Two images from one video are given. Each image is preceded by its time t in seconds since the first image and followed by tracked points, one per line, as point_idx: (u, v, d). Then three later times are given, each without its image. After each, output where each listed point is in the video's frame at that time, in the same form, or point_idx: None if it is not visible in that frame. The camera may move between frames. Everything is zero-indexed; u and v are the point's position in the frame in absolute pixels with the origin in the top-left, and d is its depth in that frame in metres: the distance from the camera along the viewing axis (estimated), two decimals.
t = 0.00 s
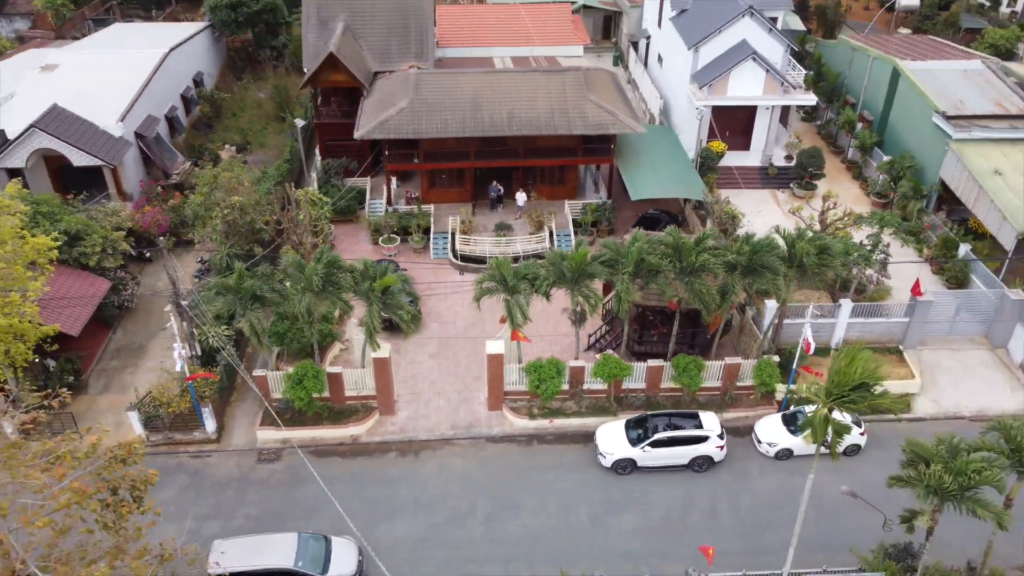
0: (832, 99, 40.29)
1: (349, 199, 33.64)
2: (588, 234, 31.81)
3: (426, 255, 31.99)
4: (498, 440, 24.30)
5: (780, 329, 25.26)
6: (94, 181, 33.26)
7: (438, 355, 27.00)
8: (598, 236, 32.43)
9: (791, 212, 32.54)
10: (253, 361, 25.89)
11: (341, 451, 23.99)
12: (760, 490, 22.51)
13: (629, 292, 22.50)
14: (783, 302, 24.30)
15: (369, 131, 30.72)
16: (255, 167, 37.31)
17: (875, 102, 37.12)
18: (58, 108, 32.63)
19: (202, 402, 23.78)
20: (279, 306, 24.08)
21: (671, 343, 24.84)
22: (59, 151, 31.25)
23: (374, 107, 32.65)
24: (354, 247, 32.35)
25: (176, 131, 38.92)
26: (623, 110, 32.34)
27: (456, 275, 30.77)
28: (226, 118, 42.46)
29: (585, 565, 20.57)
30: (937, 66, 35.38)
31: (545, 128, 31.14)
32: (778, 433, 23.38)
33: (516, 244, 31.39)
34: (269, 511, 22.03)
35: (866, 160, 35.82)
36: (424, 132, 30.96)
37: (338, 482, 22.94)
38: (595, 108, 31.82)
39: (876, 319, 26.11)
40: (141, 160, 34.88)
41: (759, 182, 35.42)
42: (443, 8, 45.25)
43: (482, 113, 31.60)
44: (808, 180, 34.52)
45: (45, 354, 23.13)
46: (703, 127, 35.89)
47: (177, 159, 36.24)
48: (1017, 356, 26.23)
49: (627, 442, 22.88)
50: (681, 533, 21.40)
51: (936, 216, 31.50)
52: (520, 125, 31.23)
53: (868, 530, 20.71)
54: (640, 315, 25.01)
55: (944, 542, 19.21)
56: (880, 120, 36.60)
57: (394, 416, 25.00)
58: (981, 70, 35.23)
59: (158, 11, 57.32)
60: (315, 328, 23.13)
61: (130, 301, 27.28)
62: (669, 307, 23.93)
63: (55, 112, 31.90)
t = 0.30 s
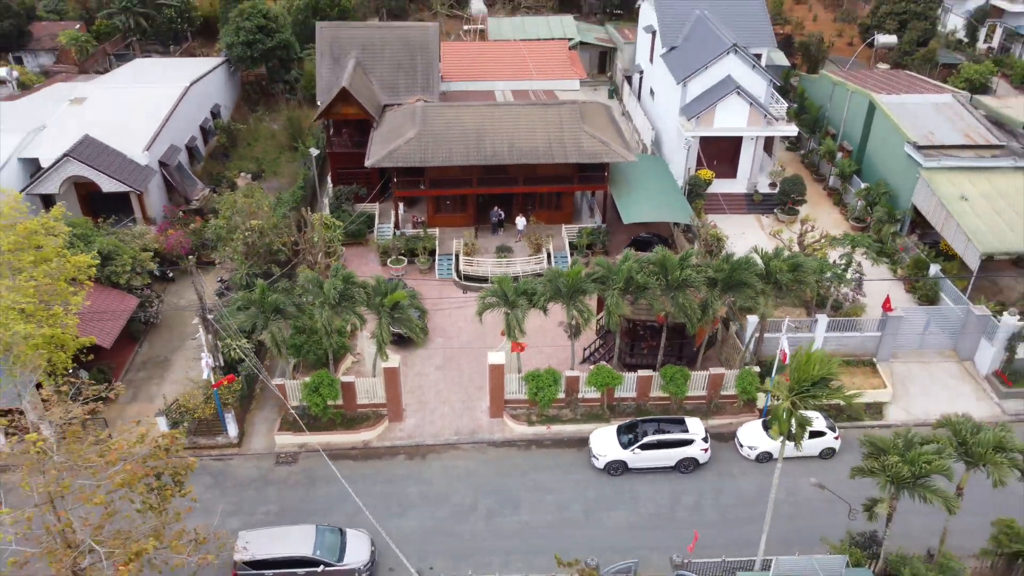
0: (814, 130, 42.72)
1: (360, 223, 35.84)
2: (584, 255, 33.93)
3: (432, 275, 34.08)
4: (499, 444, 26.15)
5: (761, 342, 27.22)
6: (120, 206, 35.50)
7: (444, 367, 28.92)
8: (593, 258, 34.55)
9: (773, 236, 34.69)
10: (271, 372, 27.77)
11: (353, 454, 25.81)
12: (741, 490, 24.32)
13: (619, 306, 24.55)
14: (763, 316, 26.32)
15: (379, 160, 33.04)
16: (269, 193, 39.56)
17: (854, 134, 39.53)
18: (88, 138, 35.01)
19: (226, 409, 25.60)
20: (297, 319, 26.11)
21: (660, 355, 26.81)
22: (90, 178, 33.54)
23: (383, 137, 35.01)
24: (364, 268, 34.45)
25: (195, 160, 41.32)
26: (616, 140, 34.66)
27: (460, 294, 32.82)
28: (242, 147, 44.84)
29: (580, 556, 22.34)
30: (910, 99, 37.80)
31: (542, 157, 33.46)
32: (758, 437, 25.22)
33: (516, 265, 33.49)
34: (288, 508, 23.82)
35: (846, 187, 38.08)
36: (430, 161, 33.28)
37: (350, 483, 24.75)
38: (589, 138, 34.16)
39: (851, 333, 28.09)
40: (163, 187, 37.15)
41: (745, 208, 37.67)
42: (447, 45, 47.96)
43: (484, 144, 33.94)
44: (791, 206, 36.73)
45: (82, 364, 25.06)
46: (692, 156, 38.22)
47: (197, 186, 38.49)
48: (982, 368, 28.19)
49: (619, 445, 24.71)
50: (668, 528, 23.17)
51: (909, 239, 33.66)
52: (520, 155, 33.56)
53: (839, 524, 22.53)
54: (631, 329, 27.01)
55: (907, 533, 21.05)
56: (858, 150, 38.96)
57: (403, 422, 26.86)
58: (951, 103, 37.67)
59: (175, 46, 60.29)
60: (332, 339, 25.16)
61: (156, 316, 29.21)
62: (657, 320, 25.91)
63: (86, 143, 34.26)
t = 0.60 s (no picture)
0: (798, 159, 45.12)
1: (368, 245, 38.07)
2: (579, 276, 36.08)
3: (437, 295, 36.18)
4: (500, 450, 28.04)
5: (744, 355, 29.20)
6: (143, 229, 37.72)
7: (448, 379, 30.87)
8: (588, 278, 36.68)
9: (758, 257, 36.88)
10: (287, 384, 29.68)
11: (364, 459, 27.68)
12: (725, 491, 26.17)
13: (610, 321, 26.63)
14: (745, 331, 28.39)
15: (387, 186, 35.39)
16: (283, 218, 41.85)
17: (834, 162, 41.90)
18: (114, 166, 37.36)
19: (245, 416, 27.45)
20: (313, 333, 28.16)
21: (649, 367, 28.83)
22: (117, 203, 35.82)
23: (391, 165, 37.39)
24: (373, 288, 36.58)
25: (212, 186, 43.66)
26: (609, 168, 36.96)
27: (463, 312, 34.91)
28: (255, 175, 47.18)
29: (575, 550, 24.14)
30: (886, 129, 40.19)
31: (541, 184, 35.78)
32: (741, 443, 27.08)
33: (516, 285, 35.59)
34: (304, 508, 25.64)
35: (828, 212, 40.35)
36: (436, 187, 35.61)
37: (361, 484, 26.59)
38: (585, 166, 36.47)
39: (828, 347, 30.09)
40: (183, 212, 39.47)
41: (733, 233, 39.96)
42: (450, 78, 50.55)
43: (486, 171, 36.28)
44: (775, 231, 38.98)
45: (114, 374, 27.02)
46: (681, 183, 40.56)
47: (214, 212, 40.74)
48: (951, 379, 30.12)
49: (611, 450, 26.57)
50: (657, 525, 25.00)
51: (886, 260, 35.82)
52: (519, 181, 35.90)
53: (815, 521, 24.30)
54: (623, 344, 29.00)
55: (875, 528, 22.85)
56: (839, 177, 41.26)
57: (410, 430, 28.74)
58: (925, 133, 40.06)
59: (190, 79, 63.04)
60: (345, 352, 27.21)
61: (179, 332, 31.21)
62: (646, 334, 27.97)
63: (114, 171, 36.62)
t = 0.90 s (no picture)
0: (784, 188, 47.51)
1: (375, 269, 40.26)
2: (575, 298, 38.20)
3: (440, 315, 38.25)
4: (500, 459, 29.91)
5: (728, 371, 31.21)
6: (164, 254, 39.95)
7: (451, 394, 32.82)
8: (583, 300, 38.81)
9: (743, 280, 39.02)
10: (300, 398, 31.61)
11: (373, 467, 29.53)
12: (710, 496, 27.98)
13: (601, 337, 28.70)
14: (728, 348, 30.44)
15: (394, 213, 37.70)
16: (294, 244, 44.11)
17: (817, 191, 44.24)
18: (138, 195, 39.70)
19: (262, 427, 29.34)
20: (326, 349, 30.21)
21: (639, 381, 30.81)
22: (140, 229, 38.08)
23: (398, 194, 39.74)
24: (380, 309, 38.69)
25: (228, 214, 45.99)
26: (603, 197, 39.28)
27: (465, 331, 36.96)
28: (267, 203, 49.54)
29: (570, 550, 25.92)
30: (865, 160, 42.59)
31: (539, 211, 38.06)
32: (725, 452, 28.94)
33: (516, 306, 37.68)
34: (317, 512, 27.44)
35: (811, 238, 42.57)
36: (439, 214, 37.89)
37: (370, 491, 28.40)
38: (581, 195, 38.76)
39: (808, 363, 32.09)
40: (201, 238, 41.74)
41: (721, 257, 42.16)
42: (453, 111, 53.20)
43: (487, 199, 38.60)
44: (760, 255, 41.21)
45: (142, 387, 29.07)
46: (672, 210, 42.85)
47: (229, 238, 43.05)
48: (924, 394, 32.04)
49: (603, 458, 28.48)
50: (647, 528, 26.79)
51: (864, 282, 37.97)
52: (518, 209, 38.19)
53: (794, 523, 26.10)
54: (615, 360, 31.03)
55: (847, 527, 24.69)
56: (821, 205, 43.55)
57: (416, 441, 30.62)
58: (901, 163, 42.43)
59: (203, 111, 65.78)
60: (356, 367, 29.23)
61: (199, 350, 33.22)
62: (636, 351, 30.05)
63: (137, 199, 38.94)
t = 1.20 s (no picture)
0: (770, 217, 49.87)
1: (382, 293, 42.42)
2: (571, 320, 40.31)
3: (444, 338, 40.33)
4: (500, 471, 31.78)
5: (715, 388, 33.20)
6: (181, 279, 42.15)
7: (454, 411, 34.77)
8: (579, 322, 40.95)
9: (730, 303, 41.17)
10: (311, 414, 33.55)
11: (380, 479, 31.40)
12: (697, 505, 29.81)
13: (594, 356, 30.75)
14: (713, 366, 32.47)
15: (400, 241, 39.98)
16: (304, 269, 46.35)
17: (801, 220, 46.57)
18: (158, 223, 42.02)
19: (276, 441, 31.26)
20: (337, 368, 32.25)
21: (630, 398, 32.81)
22: (160, 256, 40.31)
23: (404, 222, 42.07)
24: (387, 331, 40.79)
25: (240, 241, 48.31)
26: (598, 225, 41.59)
27: (467, 352, 39.01)
28: (278, 231, 51.85)
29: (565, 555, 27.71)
30: (846, 191, 44.95)
31: (536, 239, 40.32)
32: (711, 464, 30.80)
33: (515, 328, 39.78)
34: (328, 519, 29.27)
35: (795, 264, 44.81)
36: (443, 242, 40.16)
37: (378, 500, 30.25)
38: (576, 224, 41.07)
39: (790, 381, 34.10)
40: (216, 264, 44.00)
41: (710, 283, 44.36)
42: (455, 144, 55.78)
43: (488, 227, 40.89)
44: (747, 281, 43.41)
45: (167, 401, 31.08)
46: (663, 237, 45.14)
47: (242, 264, 45.33)
48: (900, 410, 33.95)
49: (597, 469, 30.36)
50: (637, 534, 28.59)
51: (845, 306, 40.10)
52: (517, 236, 40.48)
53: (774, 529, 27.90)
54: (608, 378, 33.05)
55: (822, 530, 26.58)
56: (805, 233, 45.84)
57: (421, 454, 32.52)
58: (880, 194, 44.78)
59: (215, 144, 68.49)
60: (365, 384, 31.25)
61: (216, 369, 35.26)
62: (627, 369, 32.06)
63: (158, 227, 41.24)
